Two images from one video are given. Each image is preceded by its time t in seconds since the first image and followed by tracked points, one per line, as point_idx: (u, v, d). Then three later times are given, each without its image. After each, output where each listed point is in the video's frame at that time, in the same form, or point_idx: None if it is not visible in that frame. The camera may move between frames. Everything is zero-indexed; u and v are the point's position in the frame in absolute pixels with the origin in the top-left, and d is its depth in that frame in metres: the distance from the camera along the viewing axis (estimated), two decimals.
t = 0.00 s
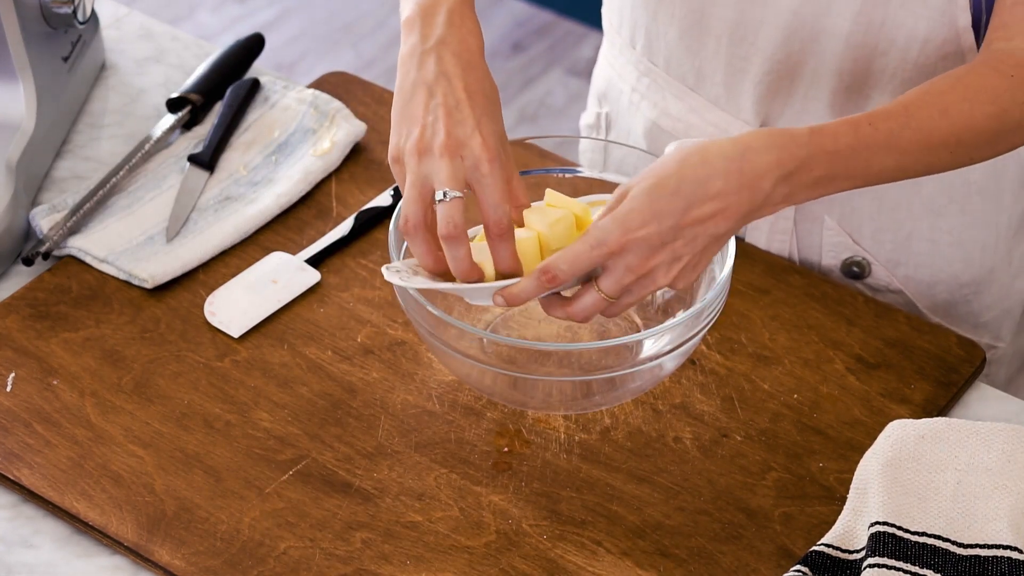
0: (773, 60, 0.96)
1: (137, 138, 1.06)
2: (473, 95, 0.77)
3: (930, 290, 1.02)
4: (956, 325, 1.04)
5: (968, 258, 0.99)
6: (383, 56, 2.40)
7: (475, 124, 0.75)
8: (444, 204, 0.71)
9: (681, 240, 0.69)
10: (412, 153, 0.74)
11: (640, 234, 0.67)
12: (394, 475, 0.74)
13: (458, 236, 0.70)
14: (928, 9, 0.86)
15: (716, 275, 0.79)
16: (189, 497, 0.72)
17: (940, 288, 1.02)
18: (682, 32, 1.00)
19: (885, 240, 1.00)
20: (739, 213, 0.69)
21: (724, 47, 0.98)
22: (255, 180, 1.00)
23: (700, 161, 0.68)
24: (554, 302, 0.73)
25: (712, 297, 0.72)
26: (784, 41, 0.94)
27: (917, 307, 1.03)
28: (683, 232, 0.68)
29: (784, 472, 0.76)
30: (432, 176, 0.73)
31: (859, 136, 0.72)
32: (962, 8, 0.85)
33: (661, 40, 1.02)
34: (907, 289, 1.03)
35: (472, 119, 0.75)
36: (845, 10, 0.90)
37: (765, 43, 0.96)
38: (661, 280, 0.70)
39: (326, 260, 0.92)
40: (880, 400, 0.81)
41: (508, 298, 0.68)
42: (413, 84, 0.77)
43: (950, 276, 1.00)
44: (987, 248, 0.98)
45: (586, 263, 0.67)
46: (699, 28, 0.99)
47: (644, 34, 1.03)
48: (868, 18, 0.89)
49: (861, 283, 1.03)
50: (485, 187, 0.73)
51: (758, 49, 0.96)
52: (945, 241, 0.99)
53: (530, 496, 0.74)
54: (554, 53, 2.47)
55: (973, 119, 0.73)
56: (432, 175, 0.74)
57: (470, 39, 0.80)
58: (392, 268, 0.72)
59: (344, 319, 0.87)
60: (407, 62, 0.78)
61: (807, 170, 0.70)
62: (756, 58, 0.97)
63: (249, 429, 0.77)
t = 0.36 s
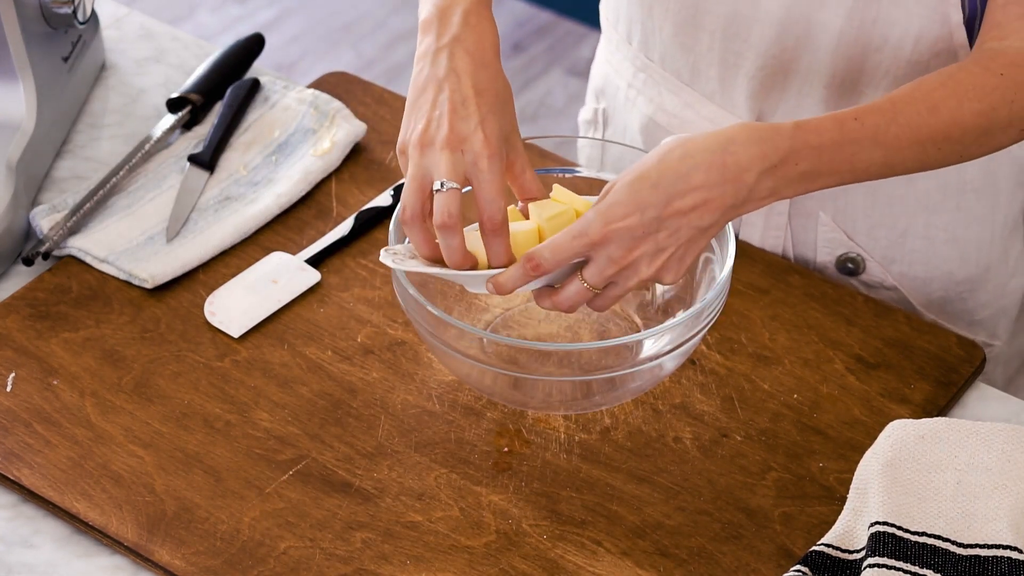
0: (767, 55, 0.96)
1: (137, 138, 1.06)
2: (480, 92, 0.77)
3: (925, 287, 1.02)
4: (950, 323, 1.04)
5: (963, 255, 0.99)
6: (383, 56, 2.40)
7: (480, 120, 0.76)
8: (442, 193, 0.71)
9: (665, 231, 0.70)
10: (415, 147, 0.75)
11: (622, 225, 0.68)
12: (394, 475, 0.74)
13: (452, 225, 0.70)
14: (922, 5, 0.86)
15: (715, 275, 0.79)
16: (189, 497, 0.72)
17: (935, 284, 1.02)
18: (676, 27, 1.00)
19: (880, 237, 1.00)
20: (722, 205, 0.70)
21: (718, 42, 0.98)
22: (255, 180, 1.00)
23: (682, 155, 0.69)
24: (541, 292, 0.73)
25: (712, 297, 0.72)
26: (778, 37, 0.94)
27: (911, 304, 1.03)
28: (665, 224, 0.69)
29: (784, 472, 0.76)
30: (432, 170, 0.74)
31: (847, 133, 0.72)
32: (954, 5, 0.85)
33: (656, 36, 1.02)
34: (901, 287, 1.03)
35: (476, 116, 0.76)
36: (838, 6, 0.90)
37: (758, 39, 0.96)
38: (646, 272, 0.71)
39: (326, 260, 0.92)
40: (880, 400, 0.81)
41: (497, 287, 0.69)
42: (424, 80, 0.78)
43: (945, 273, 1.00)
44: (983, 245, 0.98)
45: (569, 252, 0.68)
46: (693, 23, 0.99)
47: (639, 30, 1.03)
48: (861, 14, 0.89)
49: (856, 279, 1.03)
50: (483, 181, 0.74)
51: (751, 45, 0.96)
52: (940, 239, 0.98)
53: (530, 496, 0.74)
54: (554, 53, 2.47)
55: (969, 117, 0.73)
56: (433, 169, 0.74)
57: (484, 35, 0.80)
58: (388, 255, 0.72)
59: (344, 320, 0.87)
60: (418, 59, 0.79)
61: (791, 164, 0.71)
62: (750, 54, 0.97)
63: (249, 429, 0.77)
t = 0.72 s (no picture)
0: (772, 54, 0.96)
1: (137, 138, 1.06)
2: (490, 96, 0.77)
3: (931, 284, 1.02)
4: (953, 321, 1.04)
5: (968, 253, 0.99)
6: (383, 56, 2.40)
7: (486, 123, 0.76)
8: (437, 185, 0.72)
9: (661, 219, 0.70)
10: (419, 143, 0.76)
11: (618, 213, 0.69)
12: (394, 475, 0.74)
13: (440, 217, 0.70)
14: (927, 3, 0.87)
15: (714, 275, 0.79)
16: (189, 497, 0.72)
17: (940, 282, 1.02)
18: (682, 26, 1.00)
19: (885, 235, 1.00)
20: (716, 191, 0.70)
21: (723, 41, 0.98)
22: (253, 180, 1.00)
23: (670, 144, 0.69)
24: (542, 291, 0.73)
25: (712, 297, 0.72)
26: (782, 35, 0.94)
27: (915, 302, 1.03)
28: (661, 211, 0.70)
29: (783, 472, 0.76)
30: (432, 166, 0.75)
31: (843, 130, 0.72)
32: (958, 4, 0.85)
33: (661, 34, 1.02)
34: (906, 285, 1.03)
35: (482, 118, 0.76)
36: (842, 5, 0.90)
37: (762, 38, 0.96)
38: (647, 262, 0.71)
39: (326, 260, 0.92)
40: (879, 400, 0.81)
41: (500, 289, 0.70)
42: (437, 82, 0.78)
43: (950, 271, 1.00)
44: (987, 244, 0.98)
45: (568, 243, 0.69)
46: (697, 22, 0.99)
47: (645, 28, 1.03)
48: (866, 13, 0.90)
49: (861, 278, 1.03)
50: (481, 181, 0.74)
51: (756, 43, 0.96)
52: (944, 237, 0.98)
53: (530, 496, 0.74)
54: (554, 54, 2.47)
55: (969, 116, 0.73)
56: (433, 165, 0.75)
57: (501, 43, 0.80)
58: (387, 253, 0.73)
59: (345, 320, 0.87)
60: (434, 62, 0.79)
61: (780, 151, 0.71)
62: (754, 53, 0.97)
63: (249, 429, 0.77)
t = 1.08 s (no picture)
0: (775, 53, 0.96)
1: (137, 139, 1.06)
2: (494, 111, 0.77)
3: (933, 284, 1.02)
4: (957, 320, 1.04)
5: (970, 253, 0.99)
6: (383, 56, 2.40)
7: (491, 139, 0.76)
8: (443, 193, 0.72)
9: (670, 222, 0.69)
10: (424, 152, 0.75)
11: (627, 214, 0.68)
12: (393, 475, 0.74)
13: (450, 223, 0.71)
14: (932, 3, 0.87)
15: (715, 275, 0.79)
16: (189, 497, 0.72)
17: (943, 282, 1.01)
18: (686, 25, 1.00)
19: (887, 233, 1.00)
20: (722, 194, 0.70)
21: (727, 41, 0.98)
22: (253, 181, 1.00)
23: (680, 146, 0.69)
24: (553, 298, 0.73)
25: (712, 297, 0.72)
26: (786, 36, 0.94)
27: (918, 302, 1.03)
28: (670, 212, 0.69)
29: (783, 471, 0.76)
30: (438, 174, 0.74)
31: (842, 128, 0.72)
32: (962, 5, 0.85)
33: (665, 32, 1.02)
34: (908, 284, 1.03)
35: (487, 129, 0.76)
36: (845, 6, 0.90)
37: (765, 38, 0.96)
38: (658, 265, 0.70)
39: (326, 260, 0.92)
40: (879, 400, 0.81)
41: (511, 295, 0.69)
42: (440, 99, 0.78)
43: (952, 271, 1.00)
44: (989, 243, 0.98)
45: (577, 246, 0.68)
46: (702, 21, 0.98)
47: (649, 27, 1.03)
48: (869, 13, 0.90)
49: (863, 278, 1.03)
50: (488, 184, 0.74)
51: (760, 43, 0.96)
52: (946, 237, 0.98)
53: (530, 496, 0.74)
54: (554, 54, 2.47)
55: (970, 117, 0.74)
56: (439, 172, 0.75)
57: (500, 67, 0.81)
58: (395, 264, 0.74)
59: (344, 320, 0.87)
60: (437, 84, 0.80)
61: (786, 153, 0.71)
62: (758, 53, 0.97)
63: (249, 429, 0.77)
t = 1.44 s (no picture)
0: (775, 56, 0.96)
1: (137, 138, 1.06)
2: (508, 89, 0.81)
3: (933, 287, 1.02)
4: (958, 323, 1.04)
5: (971, 256, 0.99)
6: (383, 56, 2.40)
7: (502, 123, 0.81)
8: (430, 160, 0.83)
9: (679, 196, 0.69)
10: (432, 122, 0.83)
11: (635, 185, 0.68)
12: (394, 475, 0.74)
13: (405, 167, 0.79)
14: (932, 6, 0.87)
15: (714, 276, 0.79)
16: (189, 497, 0.72)
17: (943, 285, 1.01)
18: (686, 28, 1.00)
19: (887, 237, 0.99)
20: (726, 172, 0.70)
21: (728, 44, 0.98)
22: (253, 180, 1.00)
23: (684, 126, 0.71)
24: (563, 279, 0.72)
25: (712, 297, 0.72)
26: (787, 38, 0.94)
27: (918, 305, 1.02)
28: (679, 185, 0.69)
29: (783, 471, 0.76)
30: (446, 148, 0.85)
31: (845, 122, 0.73)
32: (962, 6, 0.85)
33: (665, 35, 1.02)
34: (908, 287, 1.03)
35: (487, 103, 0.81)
36: (846, 8, 0.90)
37: (766, 41, 0.96)
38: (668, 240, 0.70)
39: (326, 260, 0.92)
40: (879, 400, 0.81)
41: (516, 272, 0.69)
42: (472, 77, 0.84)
43: (952, 274, 1.00)
44: (990, 247, 0.98)
45: (587, 216, 0.68)
46: (702, 25, 0.98)
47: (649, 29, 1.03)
48: (870, 15, 0.90)
49: (863, 280, 1.02)
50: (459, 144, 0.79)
51: (762, 46, 0.96)
52: (947, 239, 0.98)
53: (530, 496, 0.74)
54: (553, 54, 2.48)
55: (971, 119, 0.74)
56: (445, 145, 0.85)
57: (543, 54, 0.84)
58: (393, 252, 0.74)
59: (344, 320, 0.87)
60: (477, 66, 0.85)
61: (786, 138, 0.72)
62: (759, 56, 0.97)
63: (249, 429, 0.77)
